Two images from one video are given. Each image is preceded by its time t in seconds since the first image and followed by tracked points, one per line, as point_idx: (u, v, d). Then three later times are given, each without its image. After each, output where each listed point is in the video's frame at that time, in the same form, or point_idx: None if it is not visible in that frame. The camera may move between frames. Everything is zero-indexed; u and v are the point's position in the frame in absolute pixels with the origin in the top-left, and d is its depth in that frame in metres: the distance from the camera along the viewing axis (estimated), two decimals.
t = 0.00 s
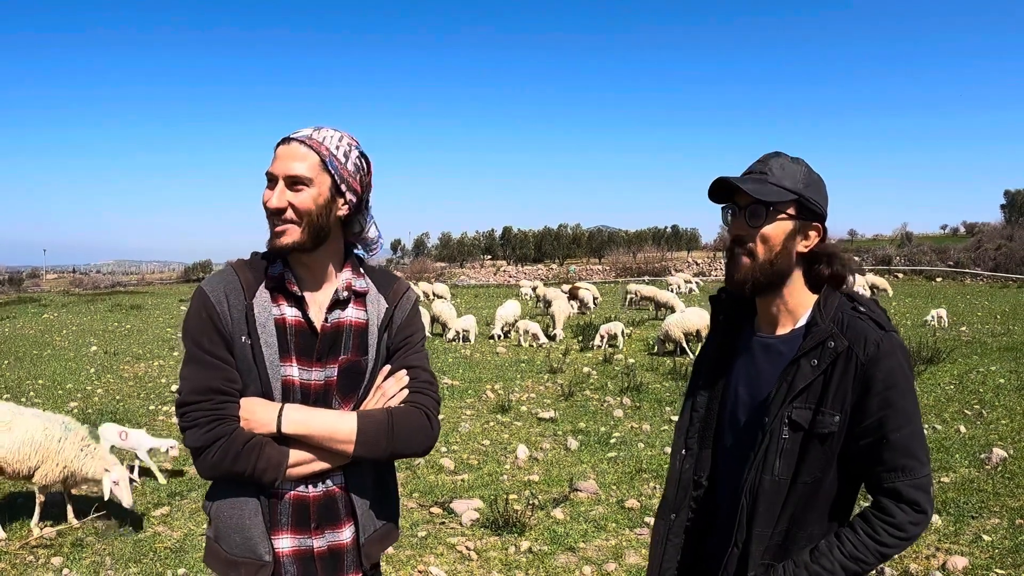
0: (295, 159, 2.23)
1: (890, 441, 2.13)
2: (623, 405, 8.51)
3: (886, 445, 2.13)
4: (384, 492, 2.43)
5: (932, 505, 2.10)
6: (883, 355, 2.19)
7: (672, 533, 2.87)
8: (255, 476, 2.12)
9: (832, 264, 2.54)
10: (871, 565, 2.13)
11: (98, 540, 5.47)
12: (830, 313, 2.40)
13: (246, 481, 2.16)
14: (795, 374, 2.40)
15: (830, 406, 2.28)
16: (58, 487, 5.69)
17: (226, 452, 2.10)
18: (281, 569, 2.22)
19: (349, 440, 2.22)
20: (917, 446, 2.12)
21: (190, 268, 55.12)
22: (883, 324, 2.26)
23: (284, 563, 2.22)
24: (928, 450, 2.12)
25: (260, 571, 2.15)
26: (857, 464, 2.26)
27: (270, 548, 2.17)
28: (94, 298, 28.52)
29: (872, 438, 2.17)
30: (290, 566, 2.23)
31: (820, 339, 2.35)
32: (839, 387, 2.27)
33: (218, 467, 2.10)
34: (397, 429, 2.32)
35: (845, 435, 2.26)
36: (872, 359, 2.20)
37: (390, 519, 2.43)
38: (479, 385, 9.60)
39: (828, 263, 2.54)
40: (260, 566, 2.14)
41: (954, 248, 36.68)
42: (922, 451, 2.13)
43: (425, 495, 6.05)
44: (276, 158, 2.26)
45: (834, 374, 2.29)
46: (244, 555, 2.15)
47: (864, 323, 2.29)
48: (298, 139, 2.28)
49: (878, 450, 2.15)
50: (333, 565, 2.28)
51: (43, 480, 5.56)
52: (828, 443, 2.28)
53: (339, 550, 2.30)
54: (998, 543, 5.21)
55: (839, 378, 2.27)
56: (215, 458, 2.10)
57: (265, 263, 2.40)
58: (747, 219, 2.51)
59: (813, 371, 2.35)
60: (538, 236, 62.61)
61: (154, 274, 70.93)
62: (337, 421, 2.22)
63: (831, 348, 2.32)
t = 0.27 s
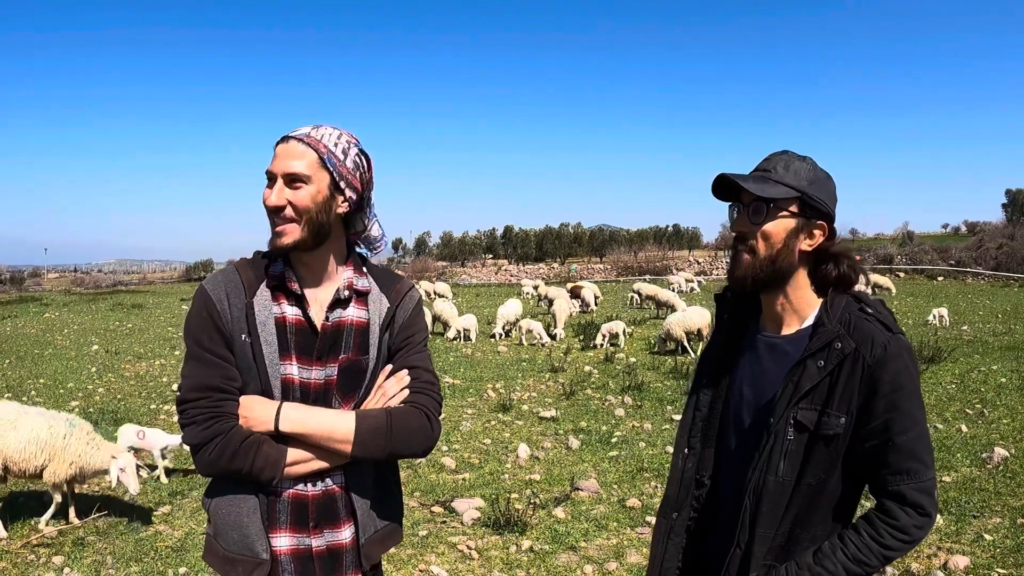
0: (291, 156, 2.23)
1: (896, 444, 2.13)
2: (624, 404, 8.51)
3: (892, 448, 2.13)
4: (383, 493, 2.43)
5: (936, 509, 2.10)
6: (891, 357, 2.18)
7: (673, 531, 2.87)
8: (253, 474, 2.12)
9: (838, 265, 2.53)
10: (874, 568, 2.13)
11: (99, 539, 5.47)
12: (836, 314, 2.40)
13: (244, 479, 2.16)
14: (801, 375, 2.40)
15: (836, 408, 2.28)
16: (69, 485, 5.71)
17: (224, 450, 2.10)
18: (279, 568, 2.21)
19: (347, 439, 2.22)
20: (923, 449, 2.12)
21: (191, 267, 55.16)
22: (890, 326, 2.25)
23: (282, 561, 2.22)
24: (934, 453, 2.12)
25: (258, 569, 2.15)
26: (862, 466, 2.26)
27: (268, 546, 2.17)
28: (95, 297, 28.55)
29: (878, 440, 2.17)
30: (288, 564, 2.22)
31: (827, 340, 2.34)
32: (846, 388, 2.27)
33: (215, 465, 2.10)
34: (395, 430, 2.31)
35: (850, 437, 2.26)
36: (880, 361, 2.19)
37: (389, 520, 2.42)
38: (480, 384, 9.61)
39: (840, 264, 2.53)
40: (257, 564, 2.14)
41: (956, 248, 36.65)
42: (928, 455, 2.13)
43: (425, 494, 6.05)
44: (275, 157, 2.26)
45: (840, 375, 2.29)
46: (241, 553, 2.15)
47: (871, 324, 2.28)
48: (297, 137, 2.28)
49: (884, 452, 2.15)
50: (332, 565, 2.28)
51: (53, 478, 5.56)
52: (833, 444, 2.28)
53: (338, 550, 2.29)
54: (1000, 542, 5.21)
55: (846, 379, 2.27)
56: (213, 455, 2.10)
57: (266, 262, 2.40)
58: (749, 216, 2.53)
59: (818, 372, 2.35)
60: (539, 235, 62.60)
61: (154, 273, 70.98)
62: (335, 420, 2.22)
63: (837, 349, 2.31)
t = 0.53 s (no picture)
0: (317, 168, 2.17)
1: (898, 443, 2.13)
2: (625, 403, 8.51)
3: (894, 447, 2.13)
4: (385, 488, 2.44)
5: (938, 508, 2.10)
6: (892, 356, 2.18)
7: (676, 531, 2.87)
8: (256, 474, 2.14)
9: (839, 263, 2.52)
10: (876, 567, 2.13)
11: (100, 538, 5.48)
12: (838, 312, 2.40)
13: (247, 480, 2.17)
14: (803, 374, 2.40)
15: (838, 407, 2.28)
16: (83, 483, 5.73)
17: (227, 451, 2.11)
18: (284, 567, 2.22)
19: (350, 436, 2.23)
20: (925, 448, 2.11)
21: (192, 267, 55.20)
22: (892, 325, 2.25)
23: (288, 560, 2.23)
24: (936, 452, 2.12)
25: (263, 569, 2.17)
26: (864, 465, 2.25)
27: (273, 546, 2.19)
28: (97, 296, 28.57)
29: (880, 439, 2.17)
30: (294, 564, 2.23)
31: (828, 339, 2.34)
32: (848, 387, 2.27)
33: (219, 466, 2.11)
34: (397, 425, 2.32)
35: (852, 436, 2.26)
36: (881, 360, 2.19)
37: (391, 515, 2.43)
38: (481, 383, 9.61)
39: (842, 263, 2.51)
40: (263, 564, 2.17)
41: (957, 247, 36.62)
42: (930, 453, 2.12)
43: (427, 493, 6.05)
44: (297, 164, 2.17)
45: (842, 375, 2.29)
46: (246, 554, 2.17)
47: (873, 323, 2.28)
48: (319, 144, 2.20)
49: (886, 451, 2.15)
50: (336, 564, 2.27)
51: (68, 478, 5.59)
52: (835, 444, 2.28)
53: (342, 548, 2.30)
54: (1002, 542, 5.20)
55: (848, 378, 2.27)
56: (216, 457, 2.11)
57: (265, 261, 2.37)
58: (750, 215, 2.53)
59: (820, 372, 2.34)
60: (540, 235, 62.59)
61: (155, 272, 71.02)
62: (338, 417, 2.23)
63: (839, 348, 2.31)
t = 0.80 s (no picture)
0: (352, 183, 2.15)
1: (899, 442, 2.13)
2: (626, 403, 8.51)
3: (895, 447, 2.13)
4: (381, 483, 2.47)
5: (940, 508, 2.10)
6: (894, 356, 2.18)
7: (677, 530, 2.88)
8: (268, 477, 2.13)
9: (837, 260, 2.50)
10: (877, 567, 2.13)
11: (101, 538, 5.48)
12: (839, 313, 2.40)
13: (256, 484, 2.16)
14: (805, 373, 2.40)
15: (839, 406, 2.28)
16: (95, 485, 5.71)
17: (238, 457, 2.09)
18: (293, 568, 2.23)
19: (357, 434, 2.25)
20: (926, 447, 2.12)
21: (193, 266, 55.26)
22: (894, 325, 2.25)
23: (296, 561, 2.23)
24: (937, 452, 2.12)
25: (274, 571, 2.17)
26: (866, 464, 2.26)
27: (282, 548, 2.18)
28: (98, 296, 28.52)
29: (881, 439, 2.17)
30: (302, 563, 2.24)
31: (830, 339, 2.34)
32: (849, 387, 2.27)
33: (230, 473, 2.09)
34: (399, 420, 2.37)
35: (853, 435, 2.26)
36: (883, 360, 2.19)
37: (387, 509, 2.48)
38: (482, 383, 9.61)
39: (840, 260, 2.49)
40: (273, 566, 2.16)
41: (959, 246, 36.59)
42: (931, 454, 2.12)
43: (428, 493, 6.05)
44: (328, 175, 2.12)
45: (843, 374, 2.29)
46: (257, 558, 2.16)
47: (874, 323, 2.28)
48: (352, 157, 2.16)
49: (887, 451, 2.15)
50: (343, 559, 2.31)
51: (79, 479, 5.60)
52: (836, 443, 2.28)
53: (347, 544, 2.33)
54: (1003, 541, 5.20)
55: (849, 378, 2.27)
56: (228, 463, 2.08)
57: (262, 263, 2.34)
58: (741, 217, 2.54)
59: (822, 371, 2.34)
60: (541, 234, 62.58)
61: (156, 272, 71.07)
62: (344, 415, 2.25)
63: (841, 348, 2.31)
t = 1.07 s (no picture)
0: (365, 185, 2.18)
1: (902, 445, 2.12)
2: (627, 403, 8.52)
3: (898, 450, 2.13)
4: (376, 478, 2.53)
5: (942, 511, 2.10)
6: (899, 358, 2.17)
7: (680, 529, 2.90)
8: (285, 476, 2.14)
9: (826, 248, 2.48)
10: (878, 569, 2.13)
11: (103, 538, 5.49)
12: (845, 314, 2.39)
13: (271, 483, 2.16)
14: (809, 375, 2.40)
15: (843, 409, 2.28)
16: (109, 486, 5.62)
17: (259, 457, 2.08)
18: (305, 567, 2.23)
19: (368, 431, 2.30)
20: (929, 451, 2.11)
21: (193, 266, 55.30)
22: (899, 326, 2.24)
23: (308, 559, 2.24)
24: (941, 456, 2.11)
25: (288, 570, 2.18)
26: (868, 466, 2.26)
27: (296, 547, 2.19)
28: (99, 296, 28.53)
29: (885, 441, 2.17)
30: (314, 561, 2.25)
31: (835, 340, 2.33)
32: (853, 389, 2.26)
33: (251, 473, 2.08)
34: (405, 416, 2.44)
35: (856, 438, 2.26)
36: (888, 362, 2.19)
37: (382, 504, 2.53)
38: (484, 383, 9.62)
39: (827, 246, 2.47)
40: (288, 565, 2.17)
41: (960, 246, 36.55)
42: (935, 457, 2.12)
43: (430, 493, 6.06)
44: (342, 178, 2.14)
45: (847, 376, 2.29)
46: (271, 558, 2.16)
47: (880, 325, 2.27)
48: (364, 160, 2.18)
49: (890, 454, 2.15)
50: (350, 555, 2.35)
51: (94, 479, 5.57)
52: (839, 445, 2.28)
53: (353, 539, 2.37)
54: (1004, 541, 5.21)
55: (853, 380, 2.26)
56: (248, 464, 2.07)
57: (267, 263, 2.33)
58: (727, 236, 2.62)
59: (826, 373, 2.34)
60: (542, 234, 62.56)
61: (157, 272, 71.13)
62: (356, 413, 2.29)
63: (845, 350, 2.30)
